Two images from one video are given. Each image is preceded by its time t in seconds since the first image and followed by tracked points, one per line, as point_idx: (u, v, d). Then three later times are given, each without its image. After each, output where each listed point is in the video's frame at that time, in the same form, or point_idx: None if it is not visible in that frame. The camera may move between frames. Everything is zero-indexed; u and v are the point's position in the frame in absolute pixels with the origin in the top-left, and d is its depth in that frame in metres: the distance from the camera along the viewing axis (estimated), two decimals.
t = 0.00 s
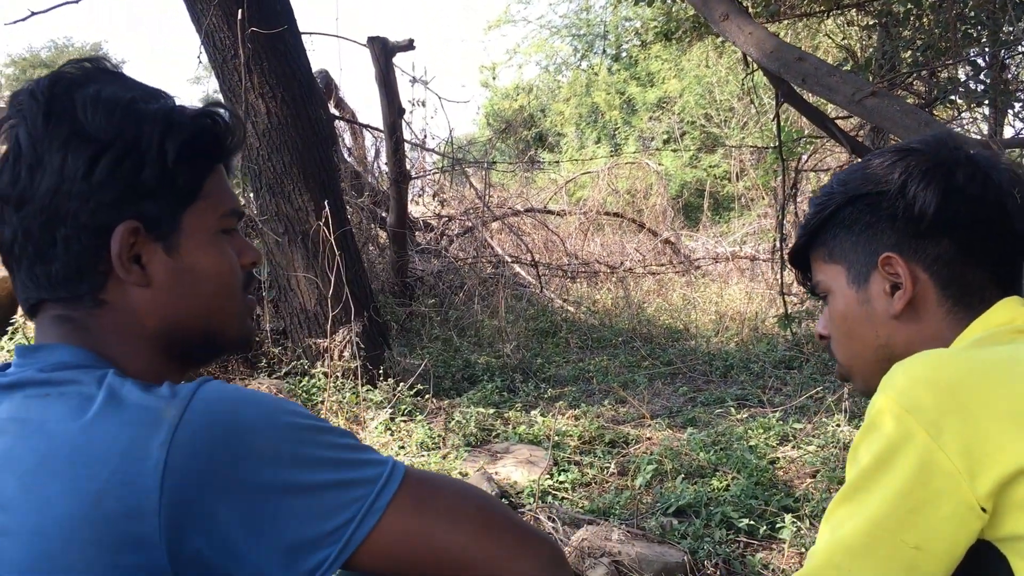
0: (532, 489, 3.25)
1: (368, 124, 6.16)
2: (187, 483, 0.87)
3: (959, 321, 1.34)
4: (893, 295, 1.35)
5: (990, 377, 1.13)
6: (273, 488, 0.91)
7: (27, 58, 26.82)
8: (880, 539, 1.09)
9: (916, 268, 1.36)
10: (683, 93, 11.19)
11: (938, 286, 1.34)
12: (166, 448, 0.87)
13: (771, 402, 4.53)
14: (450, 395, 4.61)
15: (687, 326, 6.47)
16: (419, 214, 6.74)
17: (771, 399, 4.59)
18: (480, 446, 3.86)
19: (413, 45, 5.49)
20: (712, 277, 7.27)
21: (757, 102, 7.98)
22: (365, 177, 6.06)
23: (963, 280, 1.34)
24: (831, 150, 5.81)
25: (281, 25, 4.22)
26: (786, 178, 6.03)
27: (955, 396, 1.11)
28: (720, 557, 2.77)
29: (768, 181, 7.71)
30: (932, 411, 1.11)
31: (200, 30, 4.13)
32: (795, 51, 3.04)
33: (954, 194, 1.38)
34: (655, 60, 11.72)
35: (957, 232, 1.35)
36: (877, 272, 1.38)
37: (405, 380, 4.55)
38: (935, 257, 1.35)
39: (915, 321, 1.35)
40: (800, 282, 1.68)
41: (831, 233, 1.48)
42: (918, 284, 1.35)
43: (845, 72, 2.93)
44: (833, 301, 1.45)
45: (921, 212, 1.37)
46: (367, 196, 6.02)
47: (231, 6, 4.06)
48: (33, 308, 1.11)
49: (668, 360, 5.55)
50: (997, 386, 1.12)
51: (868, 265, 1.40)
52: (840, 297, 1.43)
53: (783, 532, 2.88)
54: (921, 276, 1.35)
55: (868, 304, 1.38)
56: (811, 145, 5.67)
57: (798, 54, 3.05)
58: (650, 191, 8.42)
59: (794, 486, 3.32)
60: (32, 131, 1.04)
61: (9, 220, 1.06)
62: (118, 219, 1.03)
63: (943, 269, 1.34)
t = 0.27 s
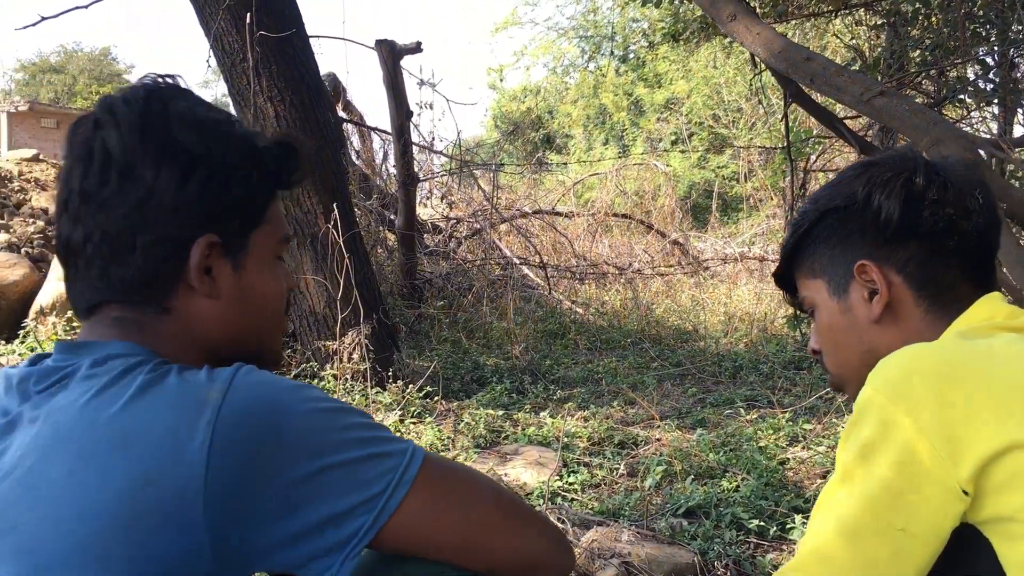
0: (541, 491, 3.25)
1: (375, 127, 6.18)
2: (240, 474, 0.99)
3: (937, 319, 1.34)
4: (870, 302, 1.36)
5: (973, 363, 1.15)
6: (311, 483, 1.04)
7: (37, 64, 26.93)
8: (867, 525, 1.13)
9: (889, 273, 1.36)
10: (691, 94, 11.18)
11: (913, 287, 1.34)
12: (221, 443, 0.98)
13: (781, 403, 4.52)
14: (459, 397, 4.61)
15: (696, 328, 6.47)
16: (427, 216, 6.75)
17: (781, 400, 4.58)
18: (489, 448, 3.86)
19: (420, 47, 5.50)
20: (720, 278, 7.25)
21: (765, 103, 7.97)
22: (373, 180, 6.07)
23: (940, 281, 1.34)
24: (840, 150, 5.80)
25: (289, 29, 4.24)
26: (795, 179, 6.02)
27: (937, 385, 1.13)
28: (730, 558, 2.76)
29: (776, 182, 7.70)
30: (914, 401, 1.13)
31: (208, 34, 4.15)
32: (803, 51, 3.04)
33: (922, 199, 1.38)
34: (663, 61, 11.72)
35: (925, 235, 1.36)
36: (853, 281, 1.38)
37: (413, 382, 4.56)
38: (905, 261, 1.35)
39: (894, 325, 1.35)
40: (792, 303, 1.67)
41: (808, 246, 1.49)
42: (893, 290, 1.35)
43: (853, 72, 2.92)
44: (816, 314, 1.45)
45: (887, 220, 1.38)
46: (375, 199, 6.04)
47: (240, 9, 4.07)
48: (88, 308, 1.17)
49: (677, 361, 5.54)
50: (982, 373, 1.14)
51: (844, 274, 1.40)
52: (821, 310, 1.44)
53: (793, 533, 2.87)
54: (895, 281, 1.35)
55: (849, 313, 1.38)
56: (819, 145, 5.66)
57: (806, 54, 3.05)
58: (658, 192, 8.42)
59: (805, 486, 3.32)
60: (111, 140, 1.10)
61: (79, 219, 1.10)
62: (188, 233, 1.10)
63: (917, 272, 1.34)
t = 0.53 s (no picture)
0: (549, 492, 3.26)
1: (382, 129, 6.20)
2: (359, 484, 1.08)
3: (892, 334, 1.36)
4: (830, 325, 1.36)
5: (939, 351, 1.18)
6: (413, 490, 1.13)
7: (45, 67, 27.02)
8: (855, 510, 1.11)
9: (843, 295, 1.37)
10: (697, 94, 11.16)
11: (865, 305, 1.36)
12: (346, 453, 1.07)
13: (788, 403, 4.52)
14: (465, 398, 4.62)
15: (703, 328, 6.46)
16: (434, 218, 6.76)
17: (788, 400, 4.58)
18: (496, 449, 3.86)
19: (426, 49, 5.51)
20: (727, 279, 7.25)
21: (771, 103, 7.97)
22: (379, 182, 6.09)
23: (889, 297, 1.36)
24: (846, 151, 5.79)
25: (297, 31, 4.25)
26: (801, 179, 6.02)
27: (905, 372, 1.15)
28: (737, 559, 2.76)
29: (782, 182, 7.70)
30: (886, 388, 1.14)
31: (215, 36, 4.15)
32: (809, 52, 3.04)
33: (860, 226, 1.41)
34: (669, 62, 11.72)
35: (870, 257, 1.38)
36: (811, 306, 1.39)
37: (420, 383, 4.57)
38: (854, 282, 1.37)
39: (857, 344, 1.36)
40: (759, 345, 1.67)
41: (767, 287, 1.49)
42: (849, 311, 1.36)
43: (860, 73, 2.92)
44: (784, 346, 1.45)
45: (832, 249, 1.39)
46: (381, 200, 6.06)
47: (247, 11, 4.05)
48: (233, 319, 1.24)
49: (684, 362, 5.54)
50: (950, 360, 1.17)
51: (801, 304, 1.41)
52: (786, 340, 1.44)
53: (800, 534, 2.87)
54: (849, 301, 1.37)
55: (812, 339, 1.38)
56: (826, 145, 5.65)
57: (813, 55, 3.05)
58: (664, 193, 8.42)
59: (812, 487, 3.32)
60: (325, 194, 1.24)
61: (265, 247, 1.21)
62: (360, 291, 1.25)
63: (869, 290, 1.36)
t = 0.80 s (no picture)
0: (555, 491, 3.25)
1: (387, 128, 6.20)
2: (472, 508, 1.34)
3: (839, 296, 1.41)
4: (780, 281, 1.40)
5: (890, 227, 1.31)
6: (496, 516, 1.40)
7: (51, 68, 27.07)
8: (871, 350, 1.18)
9: (794, 256, 1.42)
10: (703, 93, 11.14)
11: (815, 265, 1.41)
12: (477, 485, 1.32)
13: (794, 402, 4.52)
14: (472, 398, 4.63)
15: (709, 328, 6.46)
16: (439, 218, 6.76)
17: (794, 399, 4.58)
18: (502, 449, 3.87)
19: (431, 49, 5.51)
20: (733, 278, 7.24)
21: (777, 102, 7.95)
22: (384, 181, 6.10)
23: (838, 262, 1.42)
24: (852, 149, 5.78)
25: (302, 31, 4.27)
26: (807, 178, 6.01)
27: (871, 237, 1.26)
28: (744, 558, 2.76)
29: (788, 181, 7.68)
30: (859, 248, 1.25)
31: (222, 37, 4.18)
32: (815, 50, 3.04)
33: (811, 195, 1.46)
34: (674, 61, 11.70)
35: (821, 223, 1.44)
36: (762, 266, 1.42)
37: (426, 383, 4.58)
38: (804, 245, 1.43)
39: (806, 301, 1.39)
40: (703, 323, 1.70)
41: (716, 252, 1.52)
42: (800, 271, 1.40)
43: (866, 71, 2.91)
44: (731, 307, 1.47)
45: (787, 212, 1.44)
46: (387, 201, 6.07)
47: (252, 12, 4.12)
48: (374, 351, 1.44)
49: (690, 361, 5.54)
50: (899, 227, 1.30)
51: (753, 262, 1.44)
52: (735, 301, 1.46)
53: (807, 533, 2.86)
54: (800, 262, 1.41)
55: (762, 297, 1.42)
56: (832, 144, 5.64)
57: (818, 53, 3.05)
58: (669, 192, 8.41)
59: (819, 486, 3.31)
60: (476, 261, 1.47)
61: (422, 298, 1.42)
62: (495, 349, 1.47)
63: (821, 251, 1.42)
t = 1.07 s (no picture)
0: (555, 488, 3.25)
1: (386, 126, 6.20)
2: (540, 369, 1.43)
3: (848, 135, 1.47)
4: (789, 119, 1.45)
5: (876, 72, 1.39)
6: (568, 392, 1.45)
7: (50, 67, 27.05)
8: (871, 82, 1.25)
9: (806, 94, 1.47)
10: (702, 91, 11.12)
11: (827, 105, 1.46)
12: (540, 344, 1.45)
13: (794, 398, 4.53)
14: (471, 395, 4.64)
15: (709, 325, 6.46)
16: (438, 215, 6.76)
17: (794, 395, 4.59)
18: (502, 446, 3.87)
19: (431, 47, 5.51)
20: (732, 275, 7.24)
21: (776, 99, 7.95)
22: (384, 179, 6.10)
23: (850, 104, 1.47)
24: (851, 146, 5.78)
25: (302, 29, 4.27)
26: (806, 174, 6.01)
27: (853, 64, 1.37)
28: (744, 554, 2.77)
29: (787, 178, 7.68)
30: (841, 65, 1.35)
31: (221, 35, 4.18)
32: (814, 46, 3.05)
33: (828, 40, 1.49)
34: (673, 58, 11.68)
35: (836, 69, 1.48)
36: (773, 105, 1.48)
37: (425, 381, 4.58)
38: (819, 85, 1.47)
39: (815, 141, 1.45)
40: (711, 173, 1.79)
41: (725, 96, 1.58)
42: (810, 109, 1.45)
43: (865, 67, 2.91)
44: (739, 148, 1.54)
45: (803, 58, 1.48)
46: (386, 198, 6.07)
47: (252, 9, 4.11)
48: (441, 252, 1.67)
49: (690, 357, 5.54)
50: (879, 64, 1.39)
51: (764, 102, 1.49)
52: (744, 141, 1.53)
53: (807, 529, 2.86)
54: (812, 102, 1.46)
55: (770, 136, 1.48)
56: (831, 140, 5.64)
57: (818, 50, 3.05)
58: (669, 189, 8.41)
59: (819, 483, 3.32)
60: (529, 176, 1.69)
61: (482, 207, 1.65)
62: (544, 256, 1.69)
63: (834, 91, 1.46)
